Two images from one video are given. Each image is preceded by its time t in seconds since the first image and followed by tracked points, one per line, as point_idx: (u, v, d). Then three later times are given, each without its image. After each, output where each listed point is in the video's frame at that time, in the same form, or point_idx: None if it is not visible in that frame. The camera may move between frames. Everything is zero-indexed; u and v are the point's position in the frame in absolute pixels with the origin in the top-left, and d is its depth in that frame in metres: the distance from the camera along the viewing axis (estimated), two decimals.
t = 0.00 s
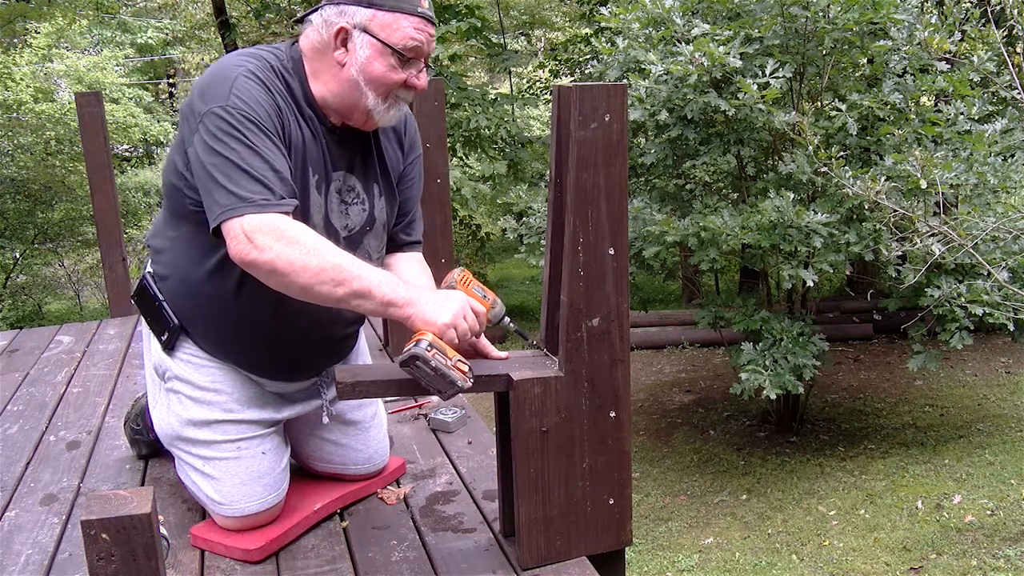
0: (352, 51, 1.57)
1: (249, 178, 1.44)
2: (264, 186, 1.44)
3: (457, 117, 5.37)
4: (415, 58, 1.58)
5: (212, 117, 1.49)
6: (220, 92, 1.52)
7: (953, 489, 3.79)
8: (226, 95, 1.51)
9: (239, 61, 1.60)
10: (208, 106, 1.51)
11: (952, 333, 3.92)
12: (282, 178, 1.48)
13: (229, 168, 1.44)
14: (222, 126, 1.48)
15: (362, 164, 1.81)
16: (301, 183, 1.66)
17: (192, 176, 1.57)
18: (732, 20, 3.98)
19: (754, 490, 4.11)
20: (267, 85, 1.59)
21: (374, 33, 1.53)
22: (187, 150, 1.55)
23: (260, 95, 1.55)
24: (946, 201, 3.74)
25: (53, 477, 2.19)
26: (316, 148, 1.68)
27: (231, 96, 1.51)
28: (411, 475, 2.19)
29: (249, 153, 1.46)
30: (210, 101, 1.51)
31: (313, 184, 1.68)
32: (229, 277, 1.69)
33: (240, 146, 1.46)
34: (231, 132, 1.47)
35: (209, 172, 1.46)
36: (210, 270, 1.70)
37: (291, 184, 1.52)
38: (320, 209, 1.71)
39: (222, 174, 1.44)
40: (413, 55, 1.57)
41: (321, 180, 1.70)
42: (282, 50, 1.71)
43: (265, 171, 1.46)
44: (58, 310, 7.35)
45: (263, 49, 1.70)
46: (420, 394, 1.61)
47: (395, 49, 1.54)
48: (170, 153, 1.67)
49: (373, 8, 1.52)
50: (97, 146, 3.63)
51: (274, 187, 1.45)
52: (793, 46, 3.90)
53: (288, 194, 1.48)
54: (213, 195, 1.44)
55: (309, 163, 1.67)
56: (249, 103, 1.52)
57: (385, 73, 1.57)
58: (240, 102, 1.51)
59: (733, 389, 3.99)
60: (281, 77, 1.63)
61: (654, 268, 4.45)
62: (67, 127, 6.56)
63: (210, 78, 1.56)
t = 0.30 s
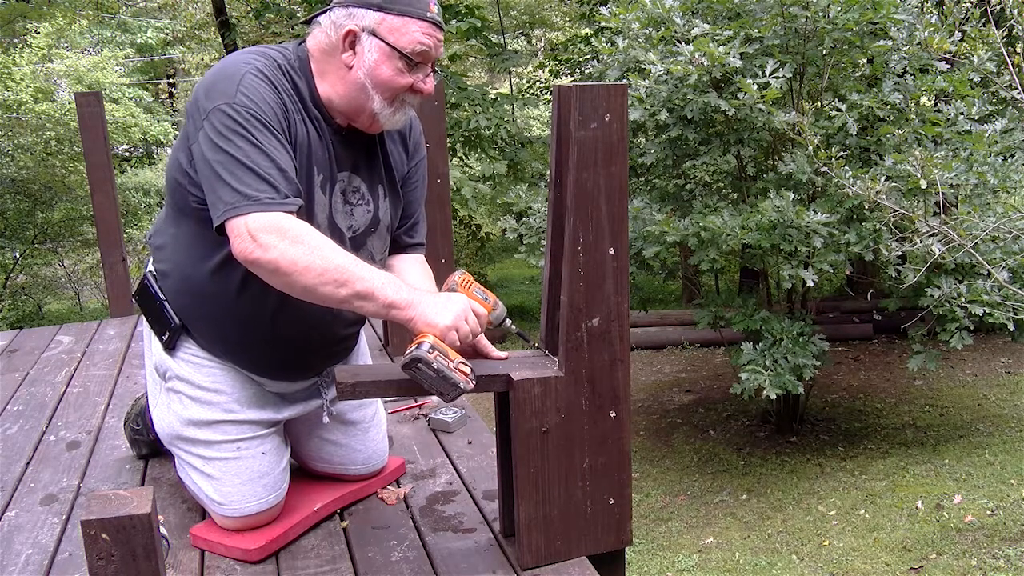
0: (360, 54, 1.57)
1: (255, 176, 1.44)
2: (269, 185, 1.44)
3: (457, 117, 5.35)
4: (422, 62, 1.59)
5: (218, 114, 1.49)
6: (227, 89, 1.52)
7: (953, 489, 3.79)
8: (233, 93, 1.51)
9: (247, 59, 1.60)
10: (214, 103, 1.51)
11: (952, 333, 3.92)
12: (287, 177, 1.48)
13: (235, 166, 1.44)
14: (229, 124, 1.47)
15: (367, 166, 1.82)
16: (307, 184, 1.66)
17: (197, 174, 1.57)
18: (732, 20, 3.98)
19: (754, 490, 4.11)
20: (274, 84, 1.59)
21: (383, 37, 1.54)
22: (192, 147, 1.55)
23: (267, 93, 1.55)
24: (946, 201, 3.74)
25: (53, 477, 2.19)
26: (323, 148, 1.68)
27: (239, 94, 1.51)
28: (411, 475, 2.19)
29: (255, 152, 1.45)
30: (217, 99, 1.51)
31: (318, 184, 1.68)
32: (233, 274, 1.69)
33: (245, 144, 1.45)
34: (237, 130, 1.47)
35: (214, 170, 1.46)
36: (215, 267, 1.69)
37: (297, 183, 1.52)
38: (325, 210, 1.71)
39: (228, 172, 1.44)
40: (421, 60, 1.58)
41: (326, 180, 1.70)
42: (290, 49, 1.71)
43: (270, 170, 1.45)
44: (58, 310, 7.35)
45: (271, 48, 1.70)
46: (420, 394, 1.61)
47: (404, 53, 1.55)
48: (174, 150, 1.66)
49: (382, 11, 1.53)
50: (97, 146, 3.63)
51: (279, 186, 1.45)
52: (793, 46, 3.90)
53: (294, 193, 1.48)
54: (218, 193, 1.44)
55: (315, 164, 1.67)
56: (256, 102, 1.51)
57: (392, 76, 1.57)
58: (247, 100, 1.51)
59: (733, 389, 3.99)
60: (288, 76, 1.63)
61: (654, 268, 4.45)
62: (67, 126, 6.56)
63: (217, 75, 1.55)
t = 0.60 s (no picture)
0: (380, 62, 1.56)
1: (272, 181, 1.43)
2: (287, 191, 1.43)
3: (457, 117, 5.35)
4: (441, 73, 1.58)
5: (237, 116, 1.48)
6: (247, 91, 1.51)
7: (953, 489, 3.79)
8: (254, 95, 1.50)
9: (267, 60, 1.59)
10: (233, 104, 1.50)
11: (952, 333, 3.93)
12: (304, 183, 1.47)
13: (253, 170, 1.44)
14: (247, 127, 1.47)
15: (380, 171, 1.81)
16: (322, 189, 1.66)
17: (211, 173, 1.56)
18: (732, 20, 3.98)
19: (754, 490, 4.12)
20: (294, 88, 1.58)
21: (403, 47, 1.53)
22: (207, 146, 1.54)
23: (287, 97, 1.54)
24: (946, 201, 3.74)
25: (53, 477, 2.19)
26: (339, 154, 1.68)
27: (259, 97, 1.50)
28: (411, 475, 2.19)
29: (273, 156, 1.45)
30: (237, 99, 1.50)
31: (332, 189, 1.68)
32: (241, 274, 1.68)
33: (264, 148, 1.45)
34: (256, 133, 1.46)
35: (231, 171, 1.45)
36: (225, 265, 1.68)
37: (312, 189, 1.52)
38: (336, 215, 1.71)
39: (245, 175, 1.44)
40: (440, 70, 1.57)
41: (339, 185, 1.70)
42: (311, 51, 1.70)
43: (287, 175, 1.45)
44: (58, 310, 7.34)
45: (292, 49, 1.69)
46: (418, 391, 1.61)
47: (424, 63, 1.54)
48: (186, 146, 1.65)
49: (403, 21, 1.52)
50: (97, 146, 3.63)
51: (296, 192, 1.44)
52: (793, 46, 3.90)
53: (310, 200, 1.48)
54: (234, 196, 1.44)
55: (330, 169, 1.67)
56: (275, 105, 1.51)
57: (412, 87, 1.57)
58: (266, 104, 1.50)
59: (733, 389, 3.99)
60: (307, 80, 1.62)
61: (654, 268, 4.45)
62: (67, 127, 6.57)
63: (237, 76, 1.54)
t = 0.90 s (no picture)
0: (389, 74, 1.56)
1: (276, 190, 1.43)
2: (290, 201, 1.43)
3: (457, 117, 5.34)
4: (451, 85, 1.58)
5: (243, 122, 1.48)
6: (254, 97, 1.51)
7: (953, 489, 3.79)
8: (261, 103, 1.50)
9: (275, 67, 1.59)
10: (240, 110, 1.50)
11: (952, 333, 3.93)
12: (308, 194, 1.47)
13: (257, 179, 1.43)
14: (253, 134, 1.46)
15: (386, 182, 1.81)
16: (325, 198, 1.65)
17: (214, 177, 1.56)
18: (732, 20, 3.98)
19: (754, 490, 4.12)
20: (301, 96, 1.58)
21: (413, 59, 1.53)
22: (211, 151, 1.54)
23: (294, 107, 1.54)
24: (946, 201, 3.74)
25: (53, 477, 2.19)
26: (345, 164, 1.68)
27: (266, 105, 1.50)
28: (410, 475, 2.19)
29: (278, 165, 1.45)
30: (243, 105, 1.50)
31: (336, 199, 1.67)
32: (241, 276, 1.68)
33: (269, 156, 1.45)
34: (261, 141, 1.46)
35: (235, 178, 1.45)
36: (227, 266, 1.68)
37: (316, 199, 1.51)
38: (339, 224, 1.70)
39: (249, 183, 1.43)
40: (449, 83, 1.57)
41: (343, 195, 1.69)
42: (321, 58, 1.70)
43: (292, 185, 1.45)
44: (58, 310, 7.34)
45: (302, 56, 1.69)
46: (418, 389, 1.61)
47: (433, 75, 1.54)
48: (190, 148, 1.65)
49: (413, 33, 1.52)
50: (96, 146, 3.63)
51: (300, 202, 1.44)
52: (793, 46, 3.89)
53: (313, 210, 1.48)
54: (236, 203, 1.43)
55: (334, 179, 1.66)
56: (282, 113, 1.51)
57: (421, 98, 1.56)
58: (273, 111, 1.50)
59: (733, 389, 3.99)
60: (315, 88, 1.62)
61: (654, 268, 4.45)
62: (67, 127, 6.57)
63: (245, 82, 1.54)
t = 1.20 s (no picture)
0: (391, 76, 1.56)
1: (284, 185, 1.43)
2: (299, 195, 1.43)
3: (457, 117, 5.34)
4: (452, 86, 1.57)
5: (249, 118, 1.48)
6: (258, 95, 1.51)
7: (953, 489, 3.79)
8: (266, 100, 1.50)
9: (279, 66, 1.59)
10: (245, 108, 1.50)
11: (952, 333, 3.93)
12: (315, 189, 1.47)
13: (265, 175, 1.43)
14: (260, 130, 1.47)
15: (387, 183, 1.81)
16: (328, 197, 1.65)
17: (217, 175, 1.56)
18: (732, 20, 3.98)
19: (754, 490, 4.12)
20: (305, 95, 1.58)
21: (415, 61, 1.53)
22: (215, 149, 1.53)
23: (299, 104, 1.54)
24: (946, 201, 3.74)
25: (53, 477, 2.19)
26: (348, 163, 1.68)
27: (272, 102, 1.50)
28: (411, 475, 2.19)
29: (286, 161, 1.45)
30: (248, 103, 1.50)
31: (338, 198, 1.67)
32: (240, 275, 1.67)
33: (276, 152, 1.45)
34: (268, 138, 1.46)
35: (242, 175, 1.45)
36: (226, 267, 1.67)
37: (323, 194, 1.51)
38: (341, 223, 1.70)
39: (257, 179, 1.43)
40: (451, 84, 1.57)
41: (345, 194, 1.69)
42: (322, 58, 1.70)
43: (300, 180, 1.45)
44: (58, 310, 7.34)
45: (304, 56, 1.69)
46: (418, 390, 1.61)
47: (435, 77, 1.54)
48: (191, 147, 1.65)
49: (415, 35, 1.52)
50: (96, 146, 3.63)
51: (309, 197, 1.44)
52: (793, 46, 3.89)
53: (321, 205, 1.47)
54: (245, 199, 1.43)
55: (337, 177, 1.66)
56: (287, 111, 1.51)
57: (423, 100, 1.56)
58: (278, 108, 1.50)
59: (733, 389, 3.99)
60: (318, 88, 1.62)
61: (654, 268, 4.45)
62: (67, 127, 6.57)
63: (248, 80, 1.54)
